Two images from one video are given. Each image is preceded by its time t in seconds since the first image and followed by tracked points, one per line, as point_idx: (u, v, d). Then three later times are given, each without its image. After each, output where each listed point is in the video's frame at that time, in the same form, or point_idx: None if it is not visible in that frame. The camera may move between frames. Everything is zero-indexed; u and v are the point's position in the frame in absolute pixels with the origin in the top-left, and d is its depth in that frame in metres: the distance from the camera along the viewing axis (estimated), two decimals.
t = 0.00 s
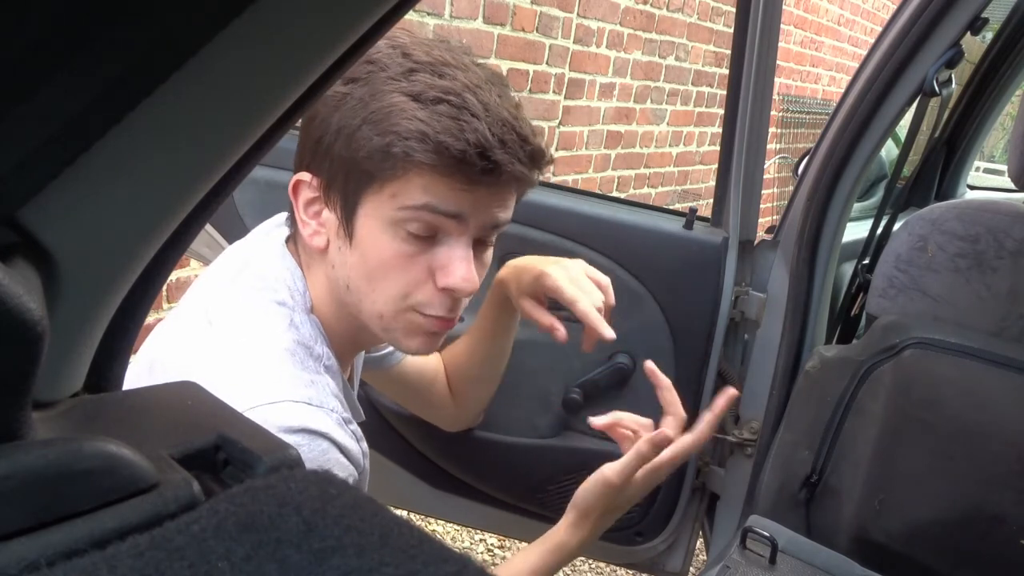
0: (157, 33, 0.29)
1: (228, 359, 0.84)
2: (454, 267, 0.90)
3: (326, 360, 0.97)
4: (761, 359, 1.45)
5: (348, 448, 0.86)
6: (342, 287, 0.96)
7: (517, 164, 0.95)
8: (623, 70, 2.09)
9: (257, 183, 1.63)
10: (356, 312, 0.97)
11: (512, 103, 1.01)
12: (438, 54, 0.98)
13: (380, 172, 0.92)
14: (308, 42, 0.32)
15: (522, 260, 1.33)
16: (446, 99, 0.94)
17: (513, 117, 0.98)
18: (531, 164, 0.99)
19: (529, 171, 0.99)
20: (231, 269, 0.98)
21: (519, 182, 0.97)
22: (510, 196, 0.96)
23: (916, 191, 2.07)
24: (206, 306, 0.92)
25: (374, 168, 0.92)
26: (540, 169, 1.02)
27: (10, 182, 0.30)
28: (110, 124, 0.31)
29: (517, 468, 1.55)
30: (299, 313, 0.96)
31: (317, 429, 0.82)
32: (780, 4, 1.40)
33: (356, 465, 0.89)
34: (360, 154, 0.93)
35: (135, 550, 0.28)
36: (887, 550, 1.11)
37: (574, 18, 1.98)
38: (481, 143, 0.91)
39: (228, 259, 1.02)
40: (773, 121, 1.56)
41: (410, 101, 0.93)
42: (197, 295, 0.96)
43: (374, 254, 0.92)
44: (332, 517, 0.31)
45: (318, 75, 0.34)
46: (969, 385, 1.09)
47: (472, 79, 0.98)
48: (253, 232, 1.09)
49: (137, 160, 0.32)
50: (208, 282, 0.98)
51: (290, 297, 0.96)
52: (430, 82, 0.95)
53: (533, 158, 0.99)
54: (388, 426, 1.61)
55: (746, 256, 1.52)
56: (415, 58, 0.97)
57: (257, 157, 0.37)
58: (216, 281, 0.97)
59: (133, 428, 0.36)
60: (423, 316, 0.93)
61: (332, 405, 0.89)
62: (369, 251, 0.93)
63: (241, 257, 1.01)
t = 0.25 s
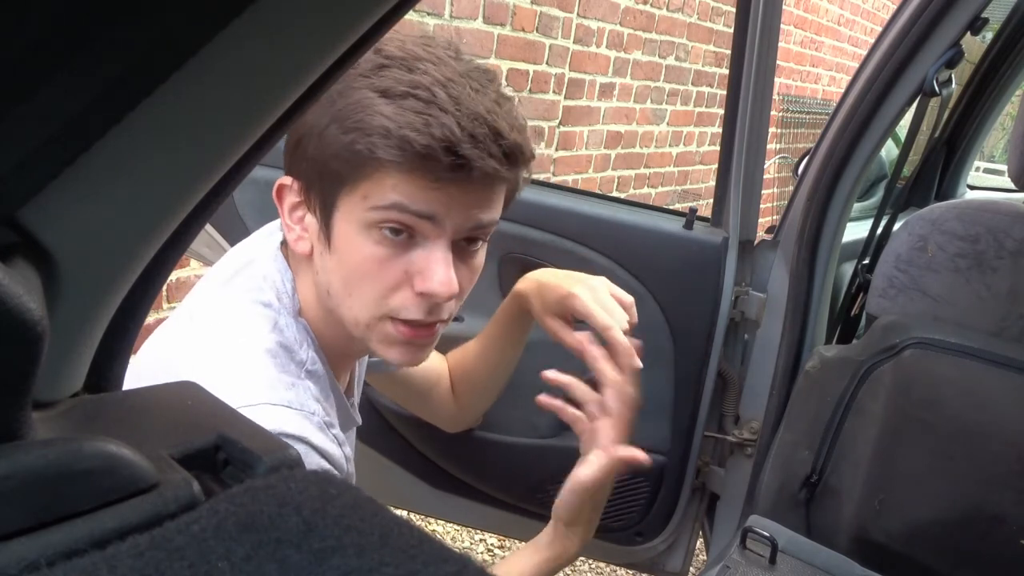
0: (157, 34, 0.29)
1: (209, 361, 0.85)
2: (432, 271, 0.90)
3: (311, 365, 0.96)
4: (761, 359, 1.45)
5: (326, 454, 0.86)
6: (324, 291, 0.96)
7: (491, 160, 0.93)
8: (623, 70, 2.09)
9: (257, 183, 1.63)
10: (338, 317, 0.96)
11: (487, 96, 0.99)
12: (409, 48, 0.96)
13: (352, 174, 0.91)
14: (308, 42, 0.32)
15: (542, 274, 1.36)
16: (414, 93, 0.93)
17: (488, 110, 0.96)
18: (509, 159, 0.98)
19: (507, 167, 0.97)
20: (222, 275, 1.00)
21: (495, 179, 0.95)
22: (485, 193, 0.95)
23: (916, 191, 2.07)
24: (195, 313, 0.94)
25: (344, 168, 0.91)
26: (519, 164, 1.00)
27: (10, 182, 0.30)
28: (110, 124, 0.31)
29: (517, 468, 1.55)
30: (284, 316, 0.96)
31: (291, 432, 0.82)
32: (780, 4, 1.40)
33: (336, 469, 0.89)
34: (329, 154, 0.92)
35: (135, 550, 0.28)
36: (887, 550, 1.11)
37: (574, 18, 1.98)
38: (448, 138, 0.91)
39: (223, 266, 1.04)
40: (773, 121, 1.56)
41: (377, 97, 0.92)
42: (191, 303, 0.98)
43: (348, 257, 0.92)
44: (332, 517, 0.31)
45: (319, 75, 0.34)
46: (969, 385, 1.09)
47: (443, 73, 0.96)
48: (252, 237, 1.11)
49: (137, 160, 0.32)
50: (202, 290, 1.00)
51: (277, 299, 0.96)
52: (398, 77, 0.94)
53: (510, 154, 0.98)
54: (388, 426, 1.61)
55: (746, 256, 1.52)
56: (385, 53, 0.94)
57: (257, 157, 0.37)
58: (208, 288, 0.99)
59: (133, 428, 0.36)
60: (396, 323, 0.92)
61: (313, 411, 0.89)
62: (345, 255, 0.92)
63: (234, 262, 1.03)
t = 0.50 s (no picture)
0: (157, 34, 0.29)
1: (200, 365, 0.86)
2: (422, 277, 0.90)
3: (304, 371, 0.98)
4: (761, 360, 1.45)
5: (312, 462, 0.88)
6: (317, 297, 0.96)
7: (478, 158, 0.91)
8: (623, 70, 2.09)
9: (258, 183, 1.63)
10: (331, 322, 0.97)
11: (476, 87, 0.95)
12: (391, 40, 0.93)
13: (336, 180, 0.91)
14: (308, 42, 0.32)
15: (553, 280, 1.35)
16: (395, 91, 0.90)
17: (475, 103, 0.93)
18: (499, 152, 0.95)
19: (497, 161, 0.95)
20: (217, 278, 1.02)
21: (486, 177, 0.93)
22: (475, 191, 0.93)
23: (916, 191, 2.07)
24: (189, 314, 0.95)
25: (329, 174, 0.91)
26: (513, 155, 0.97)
27: (10, 182, 0.30)
28: (110, 124, 0.31)
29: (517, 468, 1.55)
30: (277, 321, 0.97)
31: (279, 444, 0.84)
32: (780, 4, 1.40)
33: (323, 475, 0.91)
34: (313, 158, 0.92)
35: (135, 550, 0.28)
36: (887, 550, 1.10)
37: (574, 18, 1.98)
38: (431, 139, 0.89)
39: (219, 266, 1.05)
40: (773, 121, 1.56)
41: (358, 95, 0.90)
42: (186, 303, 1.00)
43: (337, 263, 0.92)
44: (332, 517, 0.31)
45: (319, 75, 0.34)
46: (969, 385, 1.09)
47: (428, 66, 0.93)
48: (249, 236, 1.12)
49: (137, 161, 0.32)
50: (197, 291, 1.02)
51: (270, 305, 0.97)
52: (379, 73, 0.91)
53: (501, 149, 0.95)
54: (388, 426, 1.61)
55: (746, 256, 1.52)
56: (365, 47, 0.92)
57: (258, 157, 0.37)
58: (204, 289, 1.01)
59: (133, 428, 0.36)
60: (393, 329, 0.92)
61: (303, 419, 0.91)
62: (334, 262, 0.93)
63: (229, 264, 1.04)
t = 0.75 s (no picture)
0: (157, 33, 0.29)
1: (217, 373, 0.85)
2: (445, 294, 0.92)
3: (318, 380, 0.98)
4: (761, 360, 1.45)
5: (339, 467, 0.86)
6: (333, 309, 0.96)
7: (505, 181, 0.92)
8: (623, 70, 2.09)
9: (258, 183, 1.63)
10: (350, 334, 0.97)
11: (501, 105, 0.95)
12: (417, 58, 0.93)
13: (360, 198, 0.91)
14: (308, 41, 0.32)
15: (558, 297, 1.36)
16: (424, 112, 0.90)
17: (504, 124, 0.93)
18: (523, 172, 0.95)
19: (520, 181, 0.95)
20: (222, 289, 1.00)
21: (510, 197, 0.94)
22: (498, 211, 0.94)
23: (916, 191, 2.07)
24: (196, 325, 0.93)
25: (353, 192, 0.91)
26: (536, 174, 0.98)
27: (10, 182, 0.30)
28: (110, 124, 0.31)
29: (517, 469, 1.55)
30: (290, 330, 0.96)
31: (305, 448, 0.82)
32: (780, 4, 1.40)
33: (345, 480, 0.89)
34: (336, 176, 0.92)
35: (135, 550, 0.28)
36: (887, 550, 1.11)
37: (574, 18, 1.98)
38: (461, 161, 0.88)
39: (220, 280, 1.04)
40: (773, 121, 1.56)
41: (384, 116, 0.90)
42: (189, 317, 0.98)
43: (358, 279, 0.93)
44: (332, 517, 0.31)
45: (319, 75, 0.34)
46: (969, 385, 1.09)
47: (455, 84, 0.93)
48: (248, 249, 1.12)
49: (137, 160, 0.32)
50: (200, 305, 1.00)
51: (282, 314, 0.97)
52: (406, 92, 0.91)
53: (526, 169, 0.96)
54: (389, 426, 1.61)
55: (746, 256, 1.52)
56: (390, 65, 0.92)
57: (257, 157, 0.37)
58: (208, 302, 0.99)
59: (133, 428, 0.36)
60: (416, 343, 0.94)
61: (323, 425, 0.90)
62: (356, 278, 0.93)
63: (232, 276, 1.03)
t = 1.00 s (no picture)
0: (156, 33, 0.29)
1: (224, 364, 0.84)
2: (462, 276, 0.94)
3: (323, 367, 0.97)
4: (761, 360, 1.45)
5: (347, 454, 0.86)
6: (345, 294, 0.96)
7: (527, 173, 0.97)
8: (623, 70, 2.08)
9: (257, 183, 1.63)
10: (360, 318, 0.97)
11: (520, 107, 1.01)
12: (447, 55, 0.97)
13: (389, 181, 0.92)
14: (308, 41, 0.32)
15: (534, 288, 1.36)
16: (459, 105, 0.93)
17: (523, 123, 0.99)
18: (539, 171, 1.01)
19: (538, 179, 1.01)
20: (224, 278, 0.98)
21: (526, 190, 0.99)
22: (517, 203, 0.98)
23: (916, 191, 2.07)
24: (199, 314, 0.91)
25: (385, 177, 0.92)
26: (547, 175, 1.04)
27: (10, 182, 0.30)
28: (110, 124, 0.31)
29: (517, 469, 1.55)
30: (295, 319, 0.96)
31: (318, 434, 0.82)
32: (780, 4, 1.40)
33: (353, 471, 0.89)
34: (367, 160, 0.92)
35: (135, 550, 0.28)
36: (887, 550, 1.11)
37: (574, 18, 1.98)
38: (495, 153, 0.92)
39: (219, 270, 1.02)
40: (773, 121, 1.57)
41: (420, 105, 0.92)
42: (189, 306, 0.96)
43: (380, 264, 0.93)
44: (332, 517, 0.31)
45: (318, 75, 0.34)
46: (969, 385, 1.09)
47: (484, 83, 0.98)
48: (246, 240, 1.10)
49: (137, 160, 0.32)
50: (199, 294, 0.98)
51: (287, 302, 0.96)
52: (440, 86, 0.94)
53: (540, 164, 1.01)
54: (389, 425, 1.61)
55: (746, 256, 1.53)
56: (424, 59, 0.95)
57: (257, 157, 0.37)
58: (209, 291, 0.97)
59: (133, 428, 0.36)
60: (422, 326, 0.94)
61: (331, 411, 0.89)
62: (376, 262, 0.93)
63: (233, 266, 1.01)
